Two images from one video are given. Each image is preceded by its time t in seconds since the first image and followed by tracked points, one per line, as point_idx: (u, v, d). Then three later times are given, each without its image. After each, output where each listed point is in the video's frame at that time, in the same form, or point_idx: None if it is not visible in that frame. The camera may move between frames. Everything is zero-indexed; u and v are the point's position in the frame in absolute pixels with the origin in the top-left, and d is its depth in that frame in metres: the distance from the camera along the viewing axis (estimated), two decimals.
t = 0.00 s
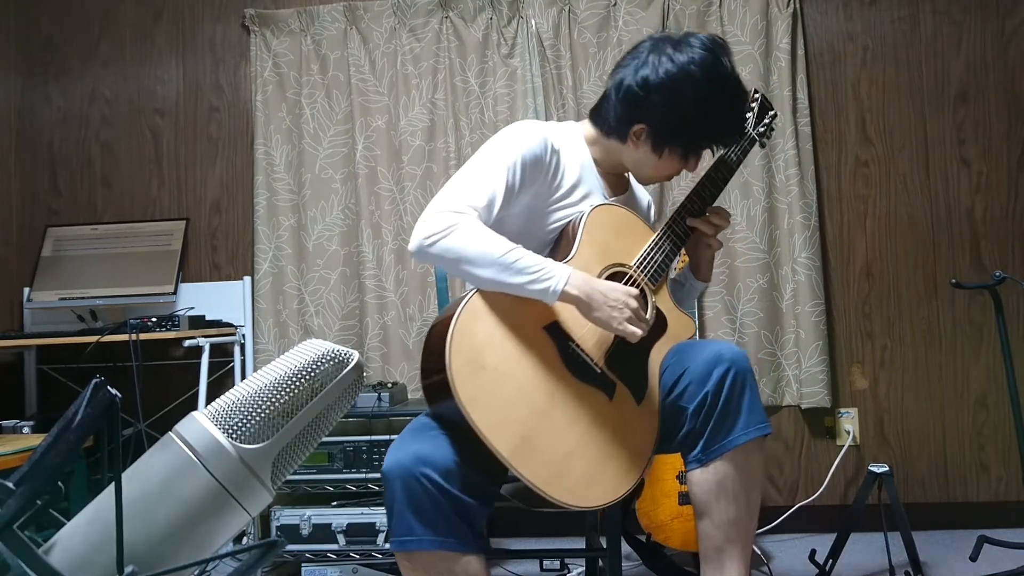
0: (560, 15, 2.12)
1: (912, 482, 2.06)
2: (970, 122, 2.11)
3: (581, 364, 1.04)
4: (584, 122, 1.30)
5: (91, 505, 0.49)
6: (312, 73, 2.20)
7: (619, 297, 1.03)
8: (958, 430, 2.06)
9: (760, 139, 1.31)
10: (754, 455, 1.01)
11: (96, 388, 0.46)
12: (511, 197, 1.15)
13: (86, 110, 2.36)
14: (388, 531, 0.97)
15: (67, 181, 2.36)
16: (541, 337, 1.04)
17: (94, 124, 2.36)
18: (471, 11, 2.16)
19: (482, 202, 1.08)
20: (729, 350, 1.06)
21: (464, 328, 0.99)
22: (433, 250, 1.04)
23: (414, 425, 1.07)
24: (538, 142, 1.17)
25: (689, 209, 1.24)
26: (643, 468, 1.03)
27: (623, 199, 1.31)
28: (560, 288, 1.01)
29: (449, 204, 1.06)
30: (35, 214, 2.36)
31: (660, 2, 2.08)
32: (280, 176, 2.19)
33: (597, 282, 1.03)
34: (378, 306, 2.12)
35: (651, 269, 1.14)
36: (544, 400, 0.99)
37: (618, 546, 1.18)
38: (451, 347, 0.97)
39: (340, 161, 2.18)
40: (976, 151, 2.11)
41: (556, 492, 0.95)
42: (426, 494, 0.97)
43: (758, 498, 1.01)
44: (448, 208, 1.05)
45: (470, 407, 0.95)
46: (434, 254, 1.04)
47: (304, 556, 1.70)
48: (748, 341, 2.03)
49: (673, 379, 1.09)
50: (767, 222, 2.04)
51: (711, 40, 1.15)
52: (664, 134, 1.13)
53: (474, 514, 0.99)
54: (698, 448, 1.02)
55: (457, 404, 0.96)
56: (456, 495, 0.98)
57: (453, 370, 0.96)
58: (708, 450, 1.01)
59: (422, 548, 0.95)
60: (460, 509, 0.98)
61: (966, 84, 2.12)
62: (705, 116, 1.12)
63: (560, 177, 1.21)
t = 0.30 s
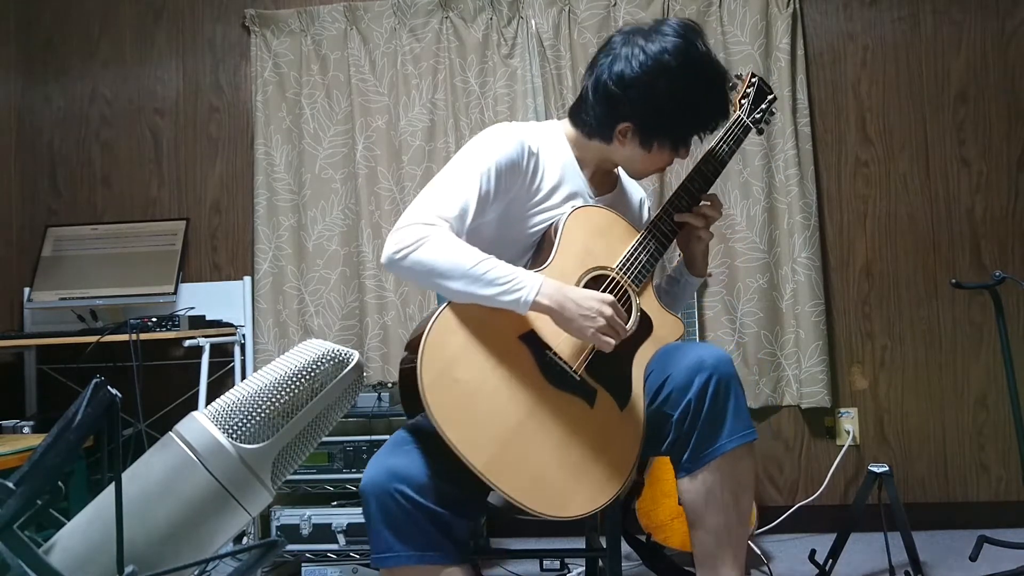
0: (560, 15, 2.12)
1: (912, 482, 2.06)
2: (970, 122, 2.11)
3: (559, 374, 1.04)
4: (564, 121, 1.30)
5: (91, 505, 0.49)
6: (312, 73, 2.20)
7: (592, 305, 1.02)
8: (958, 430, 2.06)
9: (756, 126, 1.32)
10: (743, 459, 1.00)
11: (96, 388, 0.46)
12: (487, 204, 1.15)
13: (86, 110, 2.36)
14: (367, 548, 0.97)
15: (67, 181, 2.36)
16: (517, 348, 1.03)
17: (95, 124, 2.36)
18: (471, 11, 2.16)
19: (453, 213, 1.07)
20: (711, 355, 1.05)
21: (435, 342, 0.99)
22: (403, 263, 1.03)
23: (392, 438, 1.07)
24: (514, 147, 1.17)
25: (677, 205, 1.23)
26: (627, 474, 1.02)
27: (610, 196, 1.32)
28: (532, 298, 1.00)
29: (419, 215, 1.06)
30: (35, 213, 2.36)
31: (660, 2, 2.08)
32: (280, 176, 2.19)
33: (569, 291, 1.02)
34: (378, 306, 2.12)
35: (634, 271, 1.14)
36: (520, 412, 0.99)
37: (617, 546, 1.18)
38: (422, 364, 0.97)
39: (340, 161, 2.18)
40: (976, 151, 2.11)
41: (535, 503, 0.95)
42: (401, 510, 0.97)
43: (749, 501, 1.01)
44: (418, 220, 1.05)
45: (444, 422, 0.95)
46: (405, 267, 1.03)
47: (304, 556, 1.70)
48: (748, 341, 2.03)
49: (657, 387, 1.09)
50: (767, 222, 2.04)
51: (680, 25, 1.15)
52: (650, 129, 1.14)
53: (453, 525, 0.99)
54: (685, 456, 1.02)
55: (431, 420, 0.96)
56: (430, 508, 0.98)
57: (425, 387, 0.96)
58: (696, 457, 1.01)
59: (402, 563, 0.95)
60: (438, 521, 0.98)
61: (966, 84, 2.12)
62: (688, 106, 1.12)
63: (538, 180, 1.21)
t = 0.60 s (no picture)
0: (560, 15, 2.11)
1: (912, 482, 2.06)
2: (970, 122, 2.11)
3: (552, 375, 1.04)
4: (558, 119, 1.30)
5: (90, 505, 0.49)
6: (312, 73, 2.20)
7: (586, 306, 1.02)
8: (958, 430, 2.06)
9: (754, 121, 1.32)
10: (740, 463, 1.00)
11: (96, 388, 0.46)
12: (480, 206, 1.15)
13: (86, 110, 2.36)
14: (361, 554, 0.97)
15: (67, 181, 2.36)
16: (510, 350, 1.03)
17: (95, 124, 2.36)
18: (471, 11, 2.16)
19: (446, 216, 1.07)
20: (706, 358, 1.04)
21: (428, 345, 0.99)
22: (396, 267, 1.03)
23: (387, 443, 1.07)
24: (507, 149, 1.17)
25: (674, 207, 1.23)
26: (625, 477, 1.02)
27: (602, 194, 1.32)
28: (524, 300, 1.00)
29: (411, 219, 1.06)
30: (35, 213, 2.36)
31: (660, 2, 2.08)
32: (280, 176, 2.19)
33: (562, 292, 1.02)
34: (378, 306, 2.12)
35: (629, 272, 1.14)
36: (514, 415, 0.99)
37: (618, 546, 1.18)
38: (413, 368, 0.98)
39: (340, 161, 2.18)
40: (976, 150, 2.11)
41: (529, 507, 0.95)
42: (394, 516, 0.97)
43: (747, 504, 1.00)
44: (410, 223, 1.05)
45: (436, 425, 0.96)
46: (398, 271, 1.04)
47: (303, 556, 1.70)
48: (748, 341, 2.03)
49: (652, 389, 1.08)
50: (767, 222, 2.04)
51: (663, 10, 1.15)
52: (648, 117, 1.14)
53: (446, 529, 0.99)
54: (681, 459, 1.02)
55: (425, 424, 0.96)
56: (423, 513, 0.97)
57: (417, 390, 0.97)
58: (692, 461, 1.01)
59: (395, 569, 0.95)
60: (431, 526, 0.98)
61: (966, 84, 2.12)
62: (688, 88, 1.13)
63: (532, 181, 1.21)
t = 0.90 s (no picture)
0: (560, 15, 2.11)
1: (912, 482, 2.06)
2: (969, 122, 2.11)
3: (563, 371, 1.03)
4: (563, 119, 1.30)
5: (90, 505, 0.49)
6: (312, 73, 2.20)
7: (597, 299, 1.02)
8: (958, 430, 2.06)
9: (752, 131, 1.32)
10: (746, 461, 1.01)
11: (96, 388, 0.46)
12: (490, 203, 1.15)
13: (86, 109, 2.36)
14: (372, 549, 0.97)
15: (67, 181, 2.36)
16: (521, 346, 1.03)
17: (95, 124, 2.36)
18: (471, 11, 2.16)
19: (457, 212, 1.07)
20: (716, 356, 1.06)
21: (441, 339, 0.99)
22: (408, 262, 1.03)
23: (398, 439, 1.07)
24: (517, 147, 1.17)
25: (680, 210, 1.22)
26: (633, 472, 1.02)
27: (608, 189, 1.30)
28: (536, 294, 1.00)
29: (423, 214, 1.06)
30: (35, 213, 2.36)
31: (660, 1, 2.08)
32: (280, 176, 2.19)
33: (573, 286, 1.02)
34: (378, 306, 2.12)
35: (636, 272, 1.14)
36: (526, 410, 0.98)
37: (618, 546, 1.18)
38: (427, 361, 0.97)
39: (340, 161, 2.18)
40: (976, 150, 2.11)
41: (541, 502, 0.95)
42: (407, 511, 0.96)
43: (750, 503, 1.01)
44: (421, 219, 1.05)
45: (449, 419, 0.95)
46: (409, 266, 1.04)
47: (303, 556, 1.70)
48: (748, 341, 2.03)
49: (661, 386, 1.08)
50: (767, 222, 2.04)
51: (668, 10, 1.16)
52: (654, 113, 1.14)
53: (457, 526, 0.99)
54: (689, 455, 1.02)
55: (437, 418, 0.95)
56: (436, 509, 0.97)
57: (431, 384, 0.96)
58: (699, 457, 1.01)
59: (407, 565, 0.95)
60: (443, 523, 0.98)
61: (966, 84, 2.12)
62: (695, 84, 1.14)
63: (540, 180, 1.21)
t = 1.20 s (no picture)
0: (560, 15, 2.11)
1: (912, 482, 2.06)
2: (970, 122, 2.11)
3: (577, 365, 1.03)
4: (571, 118, 1.30)
5: (90, 506, 0.49)
6: (312, 73, 2.20)
7: (613, 290, 1.03)
8: (958, 430, 2.06)
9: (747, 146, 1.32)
10: (753, 459, 1.02)
11: (96, 388, 0.46)
12: (503, 201, 1.15)
13: (86, 110, 2.36)
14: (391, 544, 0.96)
15: (67, 181, 2.36)
16: (537, 338, 1.03)
17: (95, 124, 2.36)
18: (471, 11, 2.16)
19: (474, 206, 1.08)
20: (730, 354, 1.07)
21: (461, 329, 0.99)
22: (427, 254, 1.04)
23: (417, 435, 1.07)
24: (529, 144, 1.17)
25: (688, 211, 1.23)
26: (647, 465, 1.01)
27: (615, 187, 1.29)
28: (554, 283, 1.01)
29: (440, 208, 1.07)
30: (35, 214, 2.36)
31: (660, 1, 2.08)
32: (280, 176, 2.19)
33: (590, 277, 1.03)
34: (378, 306, 2.12)
35: (644, 272, 1.13)
36: (542, 400, 0.98)
37: (618, 546, 1.18)
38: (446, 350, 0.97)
39: (340, 161, 2.18)
40: (976, 150, 2.11)
41: (558, 492, 0.93)
42: (428, 507, 0.96)
43: (756, 502, 1.02)
44: (440, 211, 1.06)
45: (468, 408, 0.95)
46: (428, 258, 1.04)
47: (303, 556, 1.70)
48: (748, 341, 2.03)
49: (673, 382, 1.09)
50: (767, 222, 2.04)
51: (668, 9, 1.19)
52: (662, 103, 1.15)
53: (476, 525, 0.98)
54: (697, 449, 1.03)
55: (456, 407, 0.96)
56: (457, 506, 0.97)
57: (450, 372, 0.96)
58: (709, 451, 1.02)
59: (426, 561, 0.94)
60: (462, 520, 0.97)
61: (966, 84, 2.12)
62: (700, 74, 1.16)
63: (552, 178, 1.21)
